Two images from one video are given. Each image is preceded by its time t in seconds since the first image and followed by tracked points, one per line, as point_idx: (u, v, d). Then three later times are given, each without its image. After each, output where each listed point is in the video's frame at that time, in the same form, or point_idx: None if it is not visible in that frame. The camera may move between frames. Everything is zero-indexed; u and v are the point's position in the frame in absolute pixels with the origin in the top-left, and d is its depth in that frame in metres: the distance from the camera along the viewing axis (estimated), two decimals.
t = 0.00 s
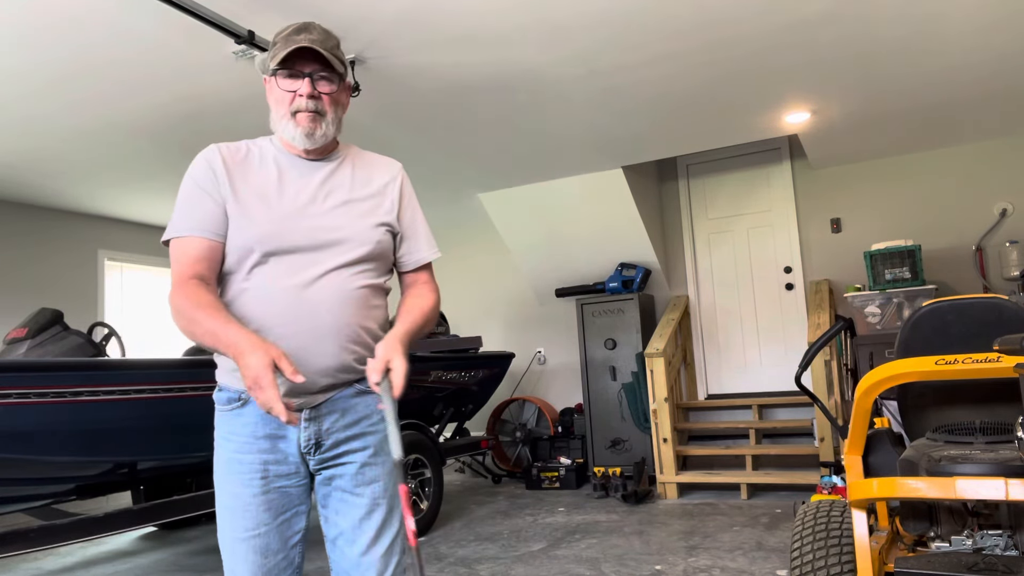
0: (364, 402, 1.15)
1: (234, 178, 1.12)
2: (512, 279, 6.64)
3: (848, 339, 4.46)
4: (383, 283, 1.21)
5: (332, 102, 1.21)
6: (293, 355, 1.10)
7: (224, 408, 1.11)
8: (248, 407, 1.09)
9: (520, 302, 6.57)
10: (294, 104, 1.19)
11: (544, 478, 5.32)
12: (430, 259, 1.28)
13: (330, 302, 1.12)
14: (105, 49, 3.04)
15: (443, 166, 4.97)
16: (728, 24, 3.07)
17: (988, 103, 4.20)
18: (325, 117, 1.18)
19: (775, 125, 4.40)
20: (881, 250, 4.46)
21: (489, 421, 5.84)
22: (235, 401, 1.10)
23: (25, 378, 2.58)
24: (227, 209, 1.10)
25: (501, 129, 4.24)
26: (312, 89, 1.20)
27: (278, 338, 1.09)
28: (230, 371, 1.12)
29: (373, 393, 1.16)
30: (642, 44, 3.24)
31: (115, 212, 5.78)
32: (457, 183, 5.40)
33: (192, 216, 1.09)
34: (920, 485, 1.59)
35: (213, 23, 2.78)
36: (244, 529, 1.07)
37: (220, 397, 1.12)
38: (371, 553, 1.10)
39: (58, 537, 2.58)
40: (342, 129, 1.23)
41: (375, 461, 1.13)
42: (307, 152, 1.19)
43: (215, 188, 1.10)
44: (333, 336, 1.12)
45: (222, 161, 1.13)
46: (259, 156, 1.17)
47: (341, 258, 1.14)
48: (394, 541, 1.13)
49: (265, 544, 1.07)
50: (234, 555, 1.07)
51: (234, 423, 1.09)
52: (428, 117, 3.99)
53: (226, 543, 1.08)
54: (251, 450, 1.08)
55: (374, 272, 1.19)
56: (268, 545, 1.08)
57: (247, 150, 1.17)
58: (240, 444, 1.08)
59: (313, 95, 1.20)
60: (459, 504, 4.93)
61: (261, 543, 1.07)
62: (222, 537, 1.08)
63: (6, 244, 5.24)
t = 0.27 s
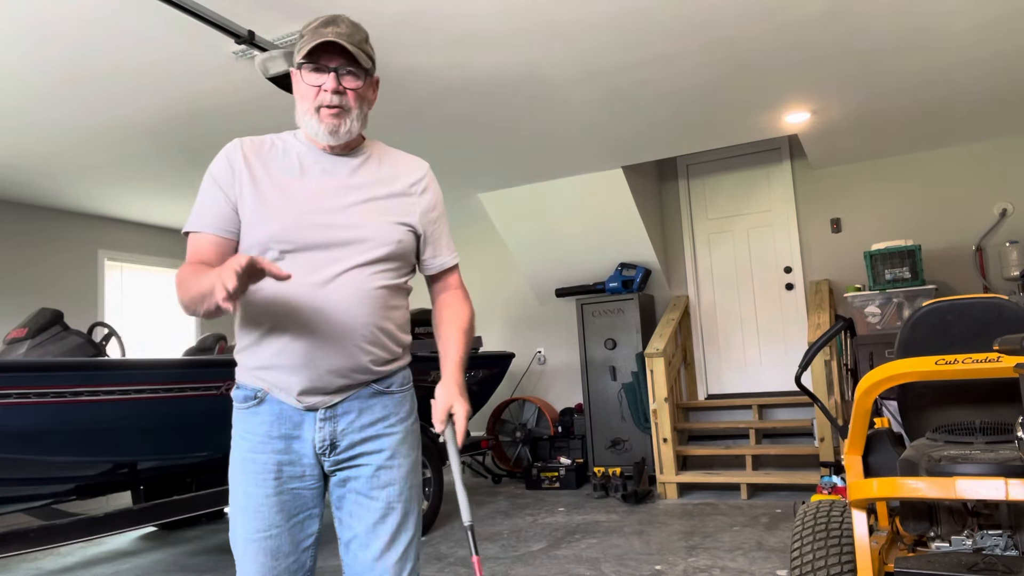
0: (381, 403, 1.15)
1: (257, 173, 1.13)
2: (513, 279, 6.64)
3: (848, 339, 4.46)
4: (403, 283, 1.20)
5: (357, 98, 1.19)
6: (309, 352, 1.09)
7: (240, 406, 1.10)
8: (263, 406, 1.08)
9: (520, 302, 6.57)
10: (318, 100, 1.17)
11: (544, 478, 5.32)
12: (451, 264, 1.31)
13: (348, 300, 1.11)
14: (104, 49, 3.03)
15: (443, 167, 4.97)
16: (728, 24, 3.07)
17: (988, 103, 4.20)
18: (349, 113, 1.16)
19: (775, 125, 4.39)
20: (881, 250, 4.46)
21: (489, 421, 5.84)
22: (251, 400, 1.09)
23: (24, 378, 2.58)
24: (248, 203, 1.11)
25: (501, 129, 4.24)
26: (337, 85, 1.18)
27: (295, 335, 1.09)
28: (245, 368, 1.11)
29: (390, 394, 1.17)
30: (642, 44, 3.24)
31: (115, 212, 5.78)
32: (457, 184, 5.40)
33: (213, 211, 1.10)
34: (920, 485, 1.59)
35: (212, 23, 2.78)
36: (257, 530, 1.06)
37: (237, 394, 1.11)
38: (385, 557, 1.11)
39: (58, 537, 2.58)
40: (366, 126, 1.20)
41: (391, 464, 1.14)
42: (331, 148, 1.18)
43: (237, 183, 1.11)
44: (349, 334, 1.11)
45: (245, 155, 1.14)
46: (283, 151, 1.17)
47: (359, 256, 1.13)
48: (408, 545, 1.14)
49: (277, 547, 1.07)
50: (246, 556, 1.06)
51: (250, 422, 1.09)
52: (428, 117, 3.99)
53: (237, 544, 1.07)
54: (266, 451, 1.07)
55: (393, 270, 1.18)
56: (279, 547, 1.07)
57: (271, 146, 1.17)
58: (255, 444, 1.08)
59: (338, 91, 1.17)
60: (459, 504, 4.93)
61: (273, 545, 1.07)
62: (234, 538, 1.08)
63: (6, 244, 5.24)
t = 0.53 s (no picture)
0: (392, 404, 1.15)
1: (273, 170, 1.13)
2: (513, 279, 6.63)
3: (848, 339, 4.46)
4: (417, 284, 1.19)
5: (378, 97, 1.19)
6: (321, 351, 1.08)
7: (253, 400, 1.11)
8: (275, 401, 1.09)
9: (520, 301, 6.57)
10: (339, 98, 1.17)
11: (544, 478, 5.32)
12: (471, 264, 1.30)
13: (360, 301, 1.11)
14: (103, 49, 3.03)
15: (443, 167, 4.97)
16: (729, 24, 3.07)
17: (989, 103, 4.20)
18: (370, 112, 1.16)
19: (776, 125, 4.40)
20: (881, 250, 4.46)
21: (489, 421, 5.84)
22: (263, 394, 1.10)
23: (24, 378, 2.58)
24: (262, 200, 1.11)
25: (501, 129, 4.24)
26: (358, 84, 1.18)
27: (307, 333, 1.09)
28: (260, 364, 1.12)
29: (403, 395, 1.16)
30: (642, 44, 3.24)
31: (114, 212, 5.77)
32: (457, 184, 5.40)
33: (230, 209, 1.12)
34: (920, 485, 1.59)
35: (213, 23, 2.77)
36: (262, 525, 1.06)
37: (249, 388, 1.12)
38: (392, 560, 1.11)
39: (58, 538, 2.58)
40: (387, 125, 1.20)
41: (402, 467, 1.14)
42: (351, 148, 1.17)
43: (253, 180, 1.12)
44: (359, 335, 1.10)
45: (262, 152, 1.15)
46: (300, 148, 1.17)
47: (372, 256, 1.13)
48: (416, 549, 1.14)
49: (281, 543, 1.06)
50: (250, 551, 1.06)
51: (261, 418, 1.09)
52: (428, 117, 3.99)
53: (242, 538, 1.07)
54: (276, 446, 1.08)
55: (407, 271, 1.17)
56: (282, 544, 1.07)
57: (289, 142, 1.18)
58: (266, 438, 1.08)
59: (359, 90, 1.18)
60: (459, 504, 4.93)
61: (278, 542, 1.06)
62: (240, 531, 1.08)
63: (6, 244, 5.24)
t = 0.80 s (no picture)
0: (396, 406, 1.15)
1: (278, 170, 1.13)
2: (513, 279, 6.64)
3: (848, 339, 4.46)
4: (422, 284, 1.19)
5: (384, 95, 1.19)
6: (325, 353, 1.08)
7: (256, 397, 1.11)
8: (278, 398, 1.10)
9: (520, 301, 6.57)
10: (344, 96, 1.16)
11: (544, 478, 5.32)
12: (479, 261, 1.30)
13: (364, 301, 1.10)
14: (104, 49, 3.03)
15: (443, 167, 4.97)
16: (728, 24, 3.08)
17: (988, 103, 4.20)
18: (376, 111, 1.15)
19: (775, 125, 4.40)
20: (881, 250, 4.46)
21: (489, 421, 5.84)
22: (266, 391, 1.11)
23: (24, 378, 2.58)
24: (267, 200, 1.11)
25: (501, 129, 4.24)
26: (364, 82, 1.18)
27: (311, 335, 1.09)
28: (264, 363, 1.12)
29: (406, 396, 1.16)
30: (642, 44, 3.24)
31: (115, 212, 5.77)
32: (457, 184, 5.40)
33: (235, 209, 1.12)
34: (920, 485, 1.59)
35: (213, 23, 2.77)
36: (265, 521, 1.07)
37: (253, 385, 1.12)
38: (393, 561, 1.11)
39: (58, 537, 2.58)
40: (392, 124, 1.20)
41: (404, 469, 1.14)
42: (357, 147, 1.16)
43: (258, 180, 1.12)
44: (363, 336, 1.10)
45: (267, 151, 1.14)
46: (305, 146, 1.17)
47: (377, 257, 1.12)
48: (418, 551, 1.14)
49: (283, 541, 1.06)
50: (252, 546, 1.07)
51: (266, 414, 1.10)
52: (428, 117, 3.99)
53: (245, 533, 1.08)
54: (279, 443, 1.08)
55: (412, 272, 1.16)
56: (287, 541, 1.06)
57: (294, 141, 1.17)
58: (269, 435, 1.09)
59: (364, 88, 1.17)
60: (459, 504, 4.93)
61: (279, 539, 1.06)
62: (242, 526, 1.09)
63: (6, 244, 5.24)
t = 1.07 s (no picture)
0: (388, 406, 1.14)
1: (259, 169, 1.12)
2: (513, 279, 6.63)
3: (848, 339, 4.45)
4: (413, 280, 1.18)
5: (364, 90, 1.17)
6: (315, 353, 1.08)
7: (246, 402, 1.11)
8: (269, 402, 1.09)
9: (520, 301, 6.56)
10: (323, 92, 1.15)
11: (545, 478, 5.32)
12: (477, 246, 1.27)
13: (355, 300, 1.10)
14: (104, 49, 3.03)
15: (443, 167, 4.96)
16: (728, 24, 3.07)
17: (988, 103, 4.20)
18: (358, 107, 1.14)
19: (775, 125, 4.40)
20: (881, 250, 4.46)
21: (489, 421, 5.84)
22: (257, 395, 1.10)
23: (23, 377, 2.58)
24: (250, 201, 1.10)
25: (501, 129, 4.24)
26: (343, 77, 1.16)
27: (301, 333, 1.08)
28: (254, 365, 1.12)
29: (398, 397, 1.16)
30: (642, 45, 3.24)
31: (115, 212, 5.77)
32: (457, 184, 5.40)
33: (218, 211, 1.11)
34: (920, 485, 1.59)
35: (213, 22, 2.77)
36: (260, 527, 1.06)
37: (243, 390, 1.12)
38: (390, 563, 1.11)
39: (57, 538, 2.58)
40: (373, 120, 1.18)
41: (398, 470, 1.13)
42: (339, 142, 1.15)
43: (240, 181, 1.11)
44: (354, 335, 1.10)
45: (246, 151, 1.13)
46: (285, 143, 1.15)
47: (366, 253, 1.12)
48: (414, 552, 1.14)
49: (280, 546, 1.06)
50: (249, 553, 1.06)
51: (256, 419, 1.09)
52: (428, 117, 3.99)
53: (241, 540, 1.08)
54: (271, 448, 1.08)
55: (402, 268, 1.16)
56: (284, 546, 1.07)
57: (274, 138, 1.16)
58: (260, 440, 1.08)
59: (344, 83, 1.15)
60: (459, 504, 4.93)
61: (276, 544, 1.06)
62: (238, 533, 1.08)
63: (6, 244, 5.24)
